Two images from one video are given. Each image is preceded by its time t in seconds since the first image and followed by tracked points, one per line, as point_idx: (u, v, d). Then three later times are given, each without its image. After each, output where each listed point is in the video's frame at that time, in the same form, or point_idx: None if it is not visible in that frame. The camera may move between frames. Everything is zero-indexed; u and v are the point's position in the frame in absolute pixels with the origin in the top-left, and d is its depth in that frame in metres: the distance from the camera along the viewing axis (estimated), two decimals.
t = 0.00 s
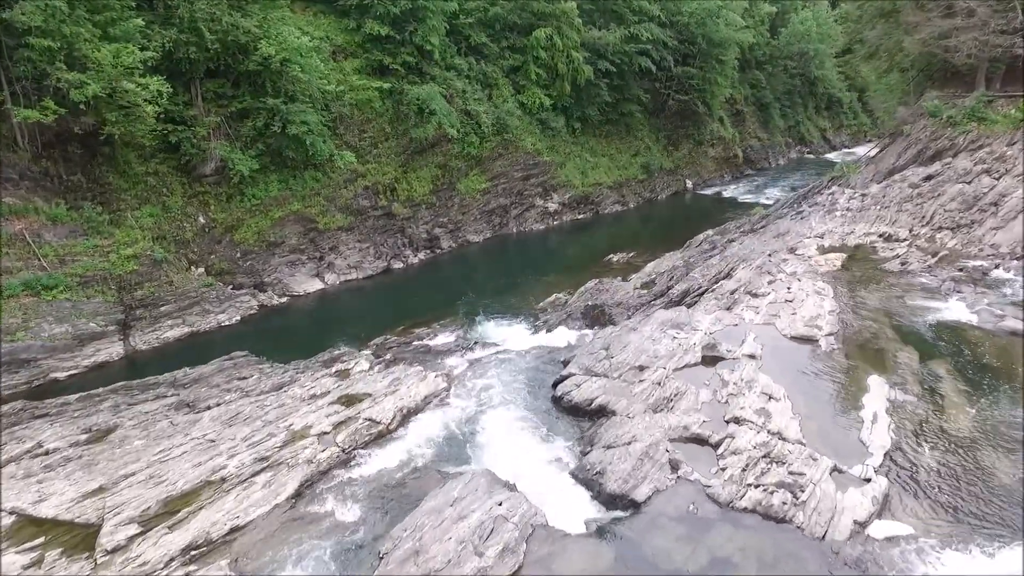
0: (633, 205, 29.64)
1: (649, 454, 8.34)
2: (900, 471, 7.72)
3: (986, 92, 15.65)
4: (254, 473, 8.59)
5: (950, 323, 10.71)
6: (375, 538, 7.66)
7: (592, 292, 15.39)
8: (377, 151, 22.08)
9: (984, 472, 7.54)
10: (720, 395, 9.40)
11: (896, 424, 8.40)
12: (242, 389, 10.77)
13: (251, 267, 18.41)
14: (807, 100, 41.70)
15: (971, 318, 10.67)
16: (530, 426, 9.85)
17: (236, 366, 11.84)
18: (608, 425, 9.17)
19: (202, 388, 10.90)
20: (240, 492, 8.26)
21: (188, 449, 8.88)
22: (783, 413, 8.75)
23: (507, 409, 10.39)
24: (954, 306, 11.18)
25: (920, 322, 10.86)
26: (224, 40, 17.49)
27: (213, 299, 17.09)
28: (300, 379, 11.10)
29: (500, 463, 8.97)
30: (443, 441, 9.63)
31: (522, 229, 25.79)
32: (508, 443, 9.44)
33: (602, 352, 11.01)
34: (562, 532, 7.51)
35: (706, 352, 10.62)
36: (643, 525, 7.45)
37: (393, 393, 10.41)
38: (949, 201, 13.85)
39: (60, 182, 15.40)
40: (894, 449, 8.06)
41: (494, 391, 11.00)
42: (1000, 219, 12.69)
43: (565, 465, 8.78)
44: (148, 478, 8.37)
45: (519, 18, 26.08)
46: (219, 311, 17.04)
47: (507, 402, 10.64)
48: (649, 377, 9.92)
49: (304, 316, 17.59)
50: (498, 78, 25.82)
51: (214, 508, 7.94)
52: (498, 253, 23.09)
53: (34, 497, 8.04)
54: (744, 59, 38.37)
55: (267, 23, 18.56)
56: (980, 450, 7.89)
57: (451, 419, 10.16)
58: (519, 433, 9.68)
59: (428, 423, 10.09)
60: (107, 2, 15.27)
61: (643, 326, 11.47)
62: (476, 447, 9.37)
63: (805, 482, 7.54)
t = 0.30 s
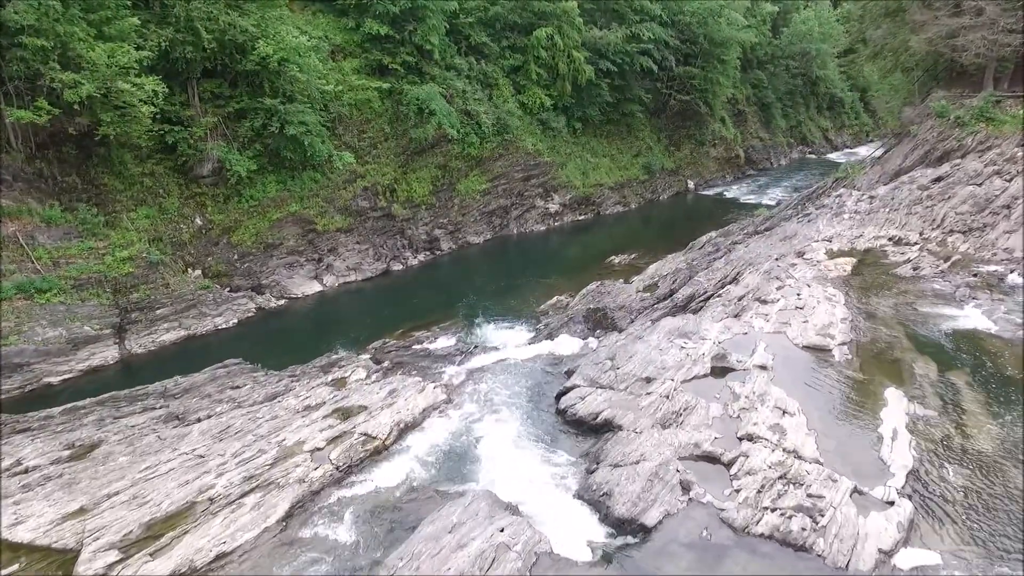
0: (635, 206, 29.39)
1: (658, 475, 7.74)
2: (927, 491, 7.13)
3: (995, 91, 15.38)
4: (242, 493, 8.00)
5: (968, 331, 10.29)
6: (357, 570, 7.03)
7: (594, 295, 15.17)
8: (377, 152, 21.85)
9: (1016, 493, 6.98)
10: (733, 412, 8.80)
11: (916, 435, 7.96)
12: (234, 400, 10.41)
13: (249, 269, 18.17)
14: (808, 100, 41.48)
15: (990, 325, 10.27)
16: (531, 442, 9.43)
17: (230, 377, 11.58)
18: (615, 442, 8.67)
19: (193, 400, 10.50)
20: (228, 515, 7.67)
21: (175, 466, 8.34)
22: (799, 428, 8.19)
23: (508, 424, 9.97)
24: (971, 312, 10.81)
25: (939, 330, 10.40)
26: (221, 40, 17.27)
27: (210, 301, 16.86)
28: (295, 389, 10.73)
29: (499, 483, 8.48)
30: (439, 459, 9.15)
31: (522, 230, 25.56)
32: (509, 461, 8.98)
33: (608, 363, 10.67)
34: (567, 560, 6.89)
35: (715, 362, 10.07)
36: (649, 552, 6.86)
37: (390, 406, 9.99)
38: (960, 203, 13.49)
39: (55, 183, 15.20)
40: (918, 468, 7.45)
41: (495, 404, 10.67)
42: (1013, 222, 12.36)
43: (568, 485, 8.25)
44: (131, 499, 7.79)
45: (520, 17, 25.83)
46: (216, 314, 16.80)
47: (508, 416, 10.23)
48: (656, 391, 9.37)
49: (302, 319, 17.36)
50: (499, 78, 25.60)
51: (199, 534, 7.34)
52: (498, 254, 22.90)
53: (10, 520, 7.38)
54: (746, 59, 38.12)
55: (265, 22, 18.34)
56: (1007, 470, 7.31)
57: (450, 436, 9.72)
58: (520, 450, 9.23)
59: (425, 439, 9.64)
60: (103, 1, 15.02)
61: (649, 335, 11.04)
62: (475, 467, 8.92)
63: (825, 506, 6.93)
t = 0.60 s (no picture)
0: (636, 207, 29.15)
1: (669, 500, 7.35)
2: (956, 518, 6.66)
3: (1005, 92, 15.10)
4: (227, 519, 7.73)
5: (986, 339, 10.01)
6: None
7: (596, 299, 14.90)
8: (376, 152, 21.62)
9: None
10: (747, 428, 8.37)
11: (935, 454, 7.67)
12: (225, 413, 10.11)
13: (246, 272, 17.95)
14: (810, 100, 41.22)
15: (1011, 335, 9.93)
16: (534, 459, 9.07)
17: (223, 387, 11.32)
18: (621, 459, 8.29)
19: (181, 413, 10.15)
20: (211, 543, 7.34)
21: (159, 487, 8.01)
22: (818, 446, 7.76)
23: (508, 440, 9.59)
24: (987, 320, 10.48)
25: (958, 341, 10.01)
26: (218, 40, 17.04)
27: (206, 304, 16.61)
28: (289, 400, 10.44)
29: (500, 505, 8.12)
30: (436, 481, 8.77)
31: (523, 232, 25.34)
32: (510, 480, 8.63)
33: (613, 375, 10.28)
34: None
35: (726, 375, 9.58)
36: None
37: (386, 420, 9.71)
38: (972, 207, 13.16)
39: (48, 185, 14.96)
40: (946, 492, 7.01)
41: (496, 418, 10.27)
42: None
43: (573, 509, 7.87)
44: (112, 523, 7.42)
45: (520, 16, 25.57)
46: (213, 317, 16.57)
47: (509, 431, 9.85)
48: (664, 406, 9.03)
49: (299, 322, 17.13)
50: (499, 79, 25.38)
51: (181, 564, 7.01)
52: (499, 255, 22.69)
53: None
54: (748, 59, 37.86)
55: (262, 22, 18.09)
56: None
57: (448, 454, 9.37)
58: (522, 468, 8.89)
59: (422, 457, 9.30)
60: None
61: (656, 346, 10.57)
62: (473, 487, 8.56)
63: (849, 534, 6.50)
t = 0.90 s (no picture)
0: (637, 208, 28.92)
1: (682, 526, 6.96)
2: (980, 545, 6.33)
3: (1014, 92, 14.83)
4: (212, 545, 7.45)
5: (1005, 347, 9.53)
6: None
7: (599, 303, 14.67)
8: (375, 153, 21.39)
9: None
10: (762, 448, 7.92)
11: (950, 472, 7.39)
12: (216, 425, 9.88)
13: (243, 274, 17.73)
14: (813, 100, 41.00)
15: None
16: (537, 477, 8.78)
17: (214, 398, 11.09)
18: (629, 480, 7.98)
19: (170, 426, 9.90)
20: (195, 571, 7.06)
21: (143, 508, 7.76)
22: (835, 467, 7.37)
23: (510, 459, 9.29)
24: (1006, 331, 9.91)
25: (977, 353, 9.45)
26: (215, 40, 16.82)
27: (203, 307, 16.38)
28: (283, 412, 10.22)
29: (499, 530, 7.81)
30: (433, 504, 8.46)
31: (523, 233, 25.12)
32: (511, 502, 8.34)
33: (619, 388, 9.98)
34: None
35: (738, 388, 9.20)
36: None
37: (382, 436, 9.50)
38: (984, 209, 12.85)
39: (42, 186, 14.75)
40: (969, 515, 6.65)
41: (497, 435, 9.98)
42: None
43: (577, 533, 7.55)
44: (91, 549, 7.14)
45: (521, 16, 25.36)
46: (209, 320, 16.34)
47: (512, 449, 9.58)
48: (673, 422, 8.66)
49: (297, 326, 16.88)
50: (500, 79, 25.17)
51: None
52: (499, 256, 22.49)
53: None
54: (751, 59, 37.61)
55: (259, 22, 17.85)
56: None
57: (446, 473, 9.10)
58: (523, 487, 8.59)
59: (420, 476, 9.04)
60: None
61: (663, 358, 10.26)
62: (471, 509, 8.27)
63: (874, 566, 6.08)
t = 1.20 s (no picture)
0: (638, 208, 28.69)
1: (695, 556, 6.60)
2: None
3: None
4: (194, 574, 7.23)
5: None
6: None
7: (602, 307, 14.42)
8: (375, 153, 21.15)
9: None
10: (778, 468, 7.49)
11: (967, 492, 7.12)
12: (206, 439, 9.64)
13: (240, 277, 17.51)
14: (815, 100, 40.79)
15: None
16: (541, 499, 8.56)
17: (204, 409, 10.86)
18: (638, 505, 7.68)
19: (157, 440, 9.67)
20: None
21: (124, 533, 7.52)
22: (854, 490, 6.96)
23: (514, 480, 9.04)
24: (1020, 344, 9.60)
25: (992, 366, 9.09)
26: (212, 39, 16.60)
27: (199, 310, 16.16)
28: (276, 423, 10.01)
29: (501, 556, 7.54)
30: (432, 526, 8.23)
31: (523, 235, 24.91)
32: (513, 527, 8.09)
33: (626, 403, 9.75)
34: None
35: (749, 403, 8.81)
36: None
37: (376, 453, 9.25)
38: (997, 212, 12.53)
39: (35, 187, 14.50)
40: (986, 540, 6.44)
41: (500, 452, 9.75)
42: None
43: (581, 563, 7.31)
44: None
45: (521, 15, 25.16)
46: (205, 323, 16.11)
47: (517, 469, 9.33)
48: (684, 439, 8.33)
49: (296, 328, 16.70)
50: (500, 79, 24.96)
51: None
52: (500, 258, 22.30)
53: None
54: (753, 58, 37.38)
55: (256, 21, 17.60)
56: None
57: (443, 494, 8.83)
58: (526, 510, 8.38)
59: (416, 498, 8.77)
60: None
61: (671, 371, 9.97)
62: (472, 535, 7.99)
63: None
